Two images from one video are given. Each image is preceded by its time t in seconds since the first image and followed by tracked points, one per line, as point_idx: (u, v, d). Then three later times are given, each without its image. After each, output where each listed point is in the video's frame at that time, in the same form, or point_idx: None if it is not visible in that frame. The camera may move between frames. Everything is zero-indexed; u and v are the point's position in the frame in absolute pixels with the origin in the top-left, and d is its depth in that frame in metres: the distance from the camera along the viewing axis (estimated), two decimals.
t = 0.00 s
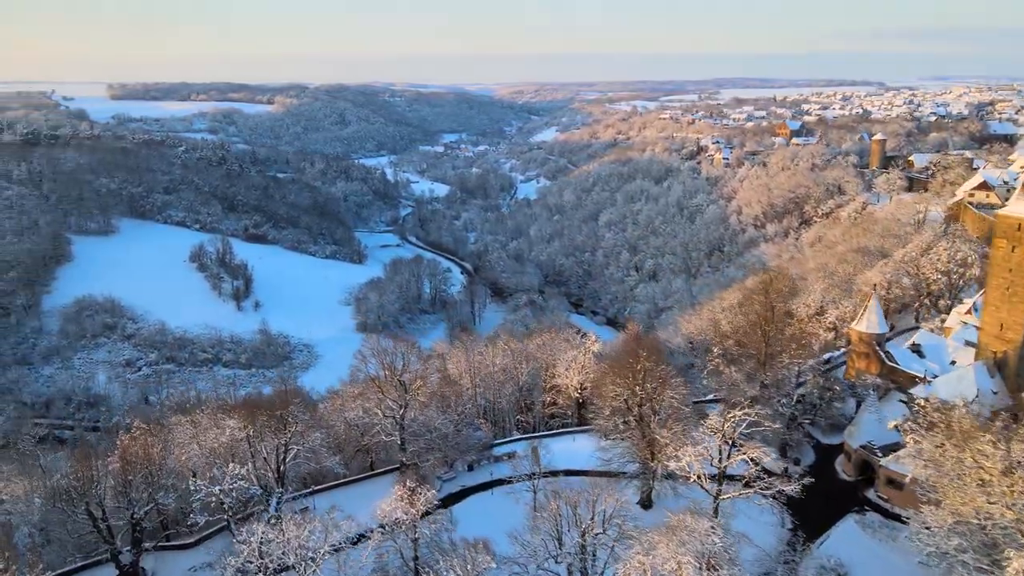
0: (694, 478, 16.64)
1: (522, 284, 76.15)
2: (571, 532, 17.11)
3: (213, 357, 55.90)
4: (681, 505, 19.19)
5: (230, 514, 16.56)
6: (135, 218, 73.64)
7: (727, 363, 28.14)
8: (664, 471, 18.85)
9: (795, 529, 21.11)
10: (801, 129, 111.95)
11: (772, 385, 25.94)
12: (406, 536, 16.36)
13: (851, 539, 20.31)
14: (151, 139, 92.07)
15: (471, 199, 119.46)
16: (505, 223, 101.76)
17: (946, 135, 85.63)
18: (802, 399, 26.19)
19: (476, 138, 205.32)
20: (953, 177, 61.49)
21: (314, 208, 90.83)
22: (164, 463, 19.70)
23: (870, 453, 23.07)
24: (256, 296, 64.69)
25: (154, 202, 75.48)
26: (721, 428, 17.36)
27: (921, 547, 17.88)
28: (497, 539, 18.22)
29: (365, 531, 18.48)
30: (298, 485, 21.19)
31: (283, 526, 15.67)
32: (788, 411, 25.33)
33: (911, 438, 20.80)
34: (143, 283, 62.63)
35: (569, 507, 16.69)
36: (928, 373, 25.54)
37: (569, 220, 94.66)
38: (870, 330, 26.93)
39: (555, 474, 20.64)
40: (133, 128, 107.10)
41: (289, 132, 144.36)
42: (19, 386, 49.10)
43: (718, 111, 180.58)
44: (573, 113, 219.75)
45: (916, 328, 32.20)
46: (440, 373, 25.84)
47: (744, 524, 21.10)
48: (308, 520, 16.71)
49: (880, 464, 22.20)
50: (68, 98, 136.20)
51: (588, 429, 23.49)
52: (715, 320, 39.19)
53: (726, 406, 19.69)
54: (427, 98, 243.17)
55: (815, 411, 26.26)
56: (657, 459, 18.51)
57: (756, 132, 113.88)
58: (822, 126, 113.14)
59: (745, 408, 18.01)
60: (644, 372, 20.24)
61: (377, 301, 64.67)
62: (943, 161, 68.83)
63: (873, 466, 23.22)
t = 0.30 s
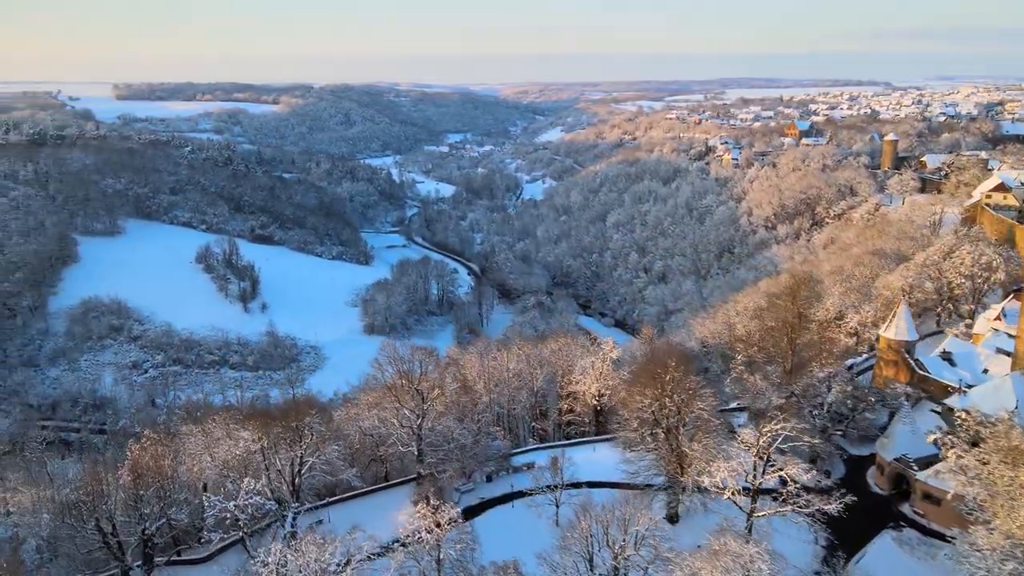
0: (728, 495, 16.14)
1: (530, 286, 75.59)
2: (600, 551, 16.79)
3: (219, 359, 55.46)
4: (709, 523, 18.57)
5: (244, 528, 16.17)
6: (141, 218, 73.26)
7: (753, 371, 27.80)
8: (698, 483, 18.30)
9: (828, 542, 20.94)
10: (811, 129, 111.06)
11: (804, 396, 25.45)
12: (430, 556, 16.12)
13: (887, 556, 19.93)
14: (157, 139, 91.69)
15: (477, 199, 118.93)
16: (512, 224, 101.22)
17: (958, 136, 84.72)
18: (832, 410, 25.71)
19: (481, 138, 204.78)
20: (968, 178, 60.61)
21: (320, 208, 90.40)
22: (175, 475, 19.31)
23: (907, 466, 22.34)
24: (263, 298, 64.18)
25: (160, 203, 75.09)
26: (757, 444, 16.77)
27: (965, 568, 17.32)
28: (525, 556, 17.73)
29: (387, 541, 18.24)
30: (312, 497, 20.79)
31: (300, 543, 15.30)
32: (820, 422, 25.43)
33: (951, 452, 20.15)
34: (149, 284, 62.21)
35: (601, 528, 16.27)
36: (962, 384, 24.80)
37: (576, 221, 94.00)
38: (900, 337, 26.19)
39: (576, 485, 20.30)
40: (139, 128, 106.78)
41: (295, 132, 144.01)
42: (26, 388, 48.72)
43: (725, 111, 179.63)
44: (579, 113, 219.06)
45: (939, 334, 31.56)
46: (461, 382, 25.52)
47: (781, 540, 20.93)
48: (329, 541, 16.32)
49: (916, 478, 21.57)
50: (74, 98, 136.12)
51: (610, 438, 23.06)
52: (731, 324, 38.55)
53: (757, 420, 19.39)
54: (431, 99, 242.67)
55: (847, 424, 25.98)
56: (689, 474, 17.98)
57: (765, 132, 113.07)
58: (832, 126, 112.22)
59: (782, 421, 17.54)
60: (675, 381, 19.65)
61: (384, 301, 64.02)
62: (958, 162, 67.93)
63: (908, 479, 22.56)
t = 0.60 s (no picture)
0: (763, 512, 15.59)
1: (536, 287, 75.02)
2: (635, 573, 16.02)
3: (225, 361, 55.00)
4: (743, 543, 18.09)
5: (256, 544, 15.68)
6: (146, 219, 72.74)
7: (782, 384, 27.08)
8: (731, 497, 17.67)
9: (866, 563, 20.01)
10: (818, 129, 110.27)
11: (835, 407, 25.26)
12: None
13: None
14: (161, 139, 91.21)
15: (482, 200, 118.34)
16: (517, 225, 100.65)
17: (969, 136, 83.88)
18: (862, 420, 25.09)
19: (485, 138, 204.16)
20: (982, 179, 59.83)
21: (325, 209, 89.90)
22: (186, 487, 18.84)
23: (942, 480, 21.83)
24: (268, 300, 63.51)
25: (165, 203, 74.60)
26: (794, 460, 16.09)
27: None
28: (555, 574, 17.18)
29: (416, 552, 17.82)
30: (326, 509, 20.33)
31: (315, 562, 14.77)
32: (853, 435, 24.71)
33: (996, 469, 19.47)
34: (154, 284, 61.70)
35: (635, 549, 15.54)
36: (997, 395, 24.14)
37: (582, 222, 93.41)
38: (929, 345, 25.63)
39: (601, 498, 19.91)
40: (143, 128, 106.30)
41: (298, 132, 143.59)
42: (31, 389, 48.30)
43: (730, 111, 178.74)
44: (582, 113, 218.40)
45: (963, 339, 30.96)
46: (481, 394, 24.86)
47: (820, 560, 20.13)
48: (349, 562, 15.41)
49: (955, 492, 21.06)
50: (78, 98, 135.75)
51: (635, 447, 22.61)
52: (746, 327, 37.89)
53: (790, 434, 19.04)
54: (435, 98, 242.10)
55: (880, 435, 25.20)
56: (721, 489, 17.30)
57: (772, 132, 112.23)
58: (840, 126, 111.40)
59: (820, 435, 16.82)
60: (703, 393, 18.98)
61: (390, 302, 63.38)
62: (970, 162, 67.18)
63: (944, 492, 22.05)
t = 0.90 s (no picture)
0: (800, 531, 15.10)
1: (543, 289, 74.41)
2: None
3: (230, 363, 54.49)
4: (778, 562, 17.61)
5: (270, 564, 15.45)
6: (150, 220, 72.28)
7: (809, 394, 26.34)
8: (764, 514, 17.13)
9: None
10: (826, 130, 109.42)
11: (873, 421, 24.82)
12: None
13: None
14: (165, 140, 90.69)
15: (486, 200, 117.73)
16: (522, 225, 100.02)
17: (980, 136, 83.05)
18: (894, 432, 24.43)
19: (489, 138, 203.58)
20: (995, 180, 59.06)
21: (329, 209, 89.36)
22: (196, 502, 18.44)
23: (980, 496, 21.43)
24: (274, 302, 62.95)
25: (170, 204, 74.10)
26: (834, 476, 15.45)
27: None
28: None
29: (445, 565, 17.83)
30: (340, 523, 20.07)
31: None
32: (888, 448, 23.97)
33: None
34: (159, 285, 61.24)
35: (672, 570, 14.91)
36: None
37: (588, 222, 92.74)
38: (961, 352, 25.07)
39: (623, 511, 19.49)
40: (146, 128, 105.83)
41: (302, 132, 143.13)
42: (34, 392, 47.85)
43: (735, 111, 177.87)
44: (586, 113, 217.67)
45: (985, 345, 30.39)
46: (497, 398, 23.98)
47: None
48: None
49: (993, 509, 20.67)
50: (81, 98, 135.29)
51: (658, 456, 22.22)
52: (760, 332, 37.19)
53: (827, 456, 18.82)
54: (438, 98, 241.46)
55: (913, 447, 24.53)
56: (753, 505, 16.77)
57: (779, 132, 111.43)
58: (847, 127, 110.56)
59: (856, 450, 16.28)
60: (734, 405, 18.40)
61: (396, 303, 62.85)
62: (982, 163, 66.38)
63: (981, 509, 21.62)
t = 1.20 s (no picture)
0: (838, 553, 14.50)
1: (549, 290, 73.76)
2: None
3: (234, 366, 53.97)
4: None
5: None
6: (154, 221, 71.82)
7: (834, 404, 25.72)
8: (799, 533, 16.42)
9: None
10: (833, 130, 108.53)
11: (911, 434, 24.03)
12: None
13: None
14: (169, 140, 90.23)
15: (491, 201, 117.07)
16: (528, 226, 99.38)
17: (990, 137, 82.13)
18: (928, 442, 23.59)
19: (492, 138, 202.94)
20: (1009, 182, 58.21)
21: (333, 210, 88.79)
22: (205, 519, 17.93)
23: (1019, 512, 20.27)
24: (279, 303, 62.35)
25: (174, 205, 73.61)
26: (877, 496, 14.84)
27: None
28: None
29: None
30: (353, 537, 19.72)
31: None
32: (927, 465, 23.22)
33: None
34: (164, 287, 60.72)
35: None
36: None
37: (594, 223, 92.08)
38: (992, 360, 24.32)
39: (648, 527, 18.96)
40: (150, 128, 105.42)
41: (305, 132, 142.71)
42: (37, 395, 47.45)
43: (740, 111, 176.89)
44: (590, 113, 216.91)
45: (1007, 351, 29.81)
46: (515, 408, 23.42)
47: None
48: None
49: None
50: (84, 98, 135.01)
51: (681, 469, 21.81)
52: (775, 336, 36.53)
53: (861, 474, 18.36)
54: (441, 98, 240.92)
55: (948, 461, 23.36)
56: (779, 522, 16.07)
57: (786, 133, 110.54)
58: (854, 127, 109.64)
59: (899, 467, 15.60)
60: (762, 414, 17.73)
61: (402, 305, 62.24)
62: (994, 164, 65.52)
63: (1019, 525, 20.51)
